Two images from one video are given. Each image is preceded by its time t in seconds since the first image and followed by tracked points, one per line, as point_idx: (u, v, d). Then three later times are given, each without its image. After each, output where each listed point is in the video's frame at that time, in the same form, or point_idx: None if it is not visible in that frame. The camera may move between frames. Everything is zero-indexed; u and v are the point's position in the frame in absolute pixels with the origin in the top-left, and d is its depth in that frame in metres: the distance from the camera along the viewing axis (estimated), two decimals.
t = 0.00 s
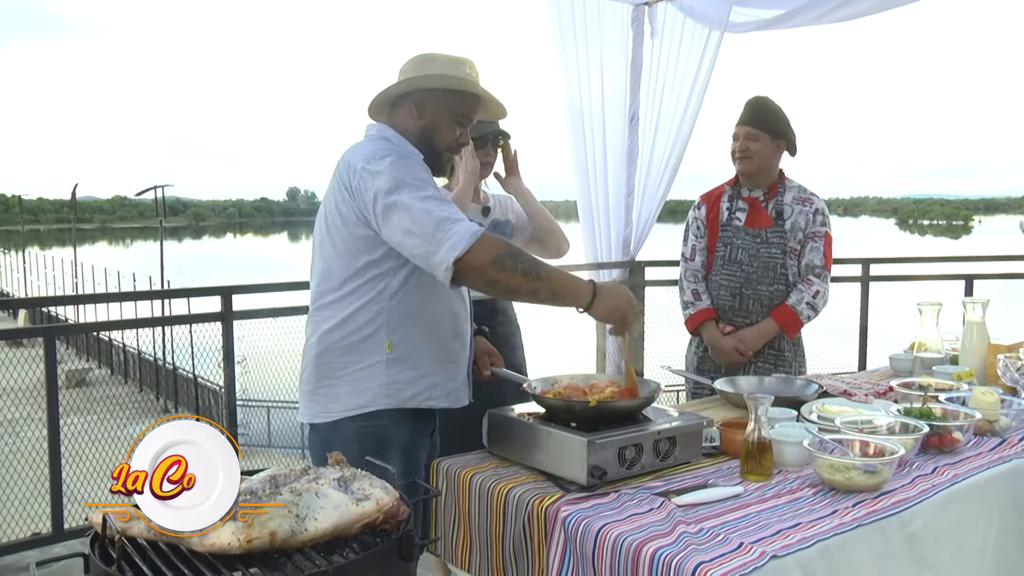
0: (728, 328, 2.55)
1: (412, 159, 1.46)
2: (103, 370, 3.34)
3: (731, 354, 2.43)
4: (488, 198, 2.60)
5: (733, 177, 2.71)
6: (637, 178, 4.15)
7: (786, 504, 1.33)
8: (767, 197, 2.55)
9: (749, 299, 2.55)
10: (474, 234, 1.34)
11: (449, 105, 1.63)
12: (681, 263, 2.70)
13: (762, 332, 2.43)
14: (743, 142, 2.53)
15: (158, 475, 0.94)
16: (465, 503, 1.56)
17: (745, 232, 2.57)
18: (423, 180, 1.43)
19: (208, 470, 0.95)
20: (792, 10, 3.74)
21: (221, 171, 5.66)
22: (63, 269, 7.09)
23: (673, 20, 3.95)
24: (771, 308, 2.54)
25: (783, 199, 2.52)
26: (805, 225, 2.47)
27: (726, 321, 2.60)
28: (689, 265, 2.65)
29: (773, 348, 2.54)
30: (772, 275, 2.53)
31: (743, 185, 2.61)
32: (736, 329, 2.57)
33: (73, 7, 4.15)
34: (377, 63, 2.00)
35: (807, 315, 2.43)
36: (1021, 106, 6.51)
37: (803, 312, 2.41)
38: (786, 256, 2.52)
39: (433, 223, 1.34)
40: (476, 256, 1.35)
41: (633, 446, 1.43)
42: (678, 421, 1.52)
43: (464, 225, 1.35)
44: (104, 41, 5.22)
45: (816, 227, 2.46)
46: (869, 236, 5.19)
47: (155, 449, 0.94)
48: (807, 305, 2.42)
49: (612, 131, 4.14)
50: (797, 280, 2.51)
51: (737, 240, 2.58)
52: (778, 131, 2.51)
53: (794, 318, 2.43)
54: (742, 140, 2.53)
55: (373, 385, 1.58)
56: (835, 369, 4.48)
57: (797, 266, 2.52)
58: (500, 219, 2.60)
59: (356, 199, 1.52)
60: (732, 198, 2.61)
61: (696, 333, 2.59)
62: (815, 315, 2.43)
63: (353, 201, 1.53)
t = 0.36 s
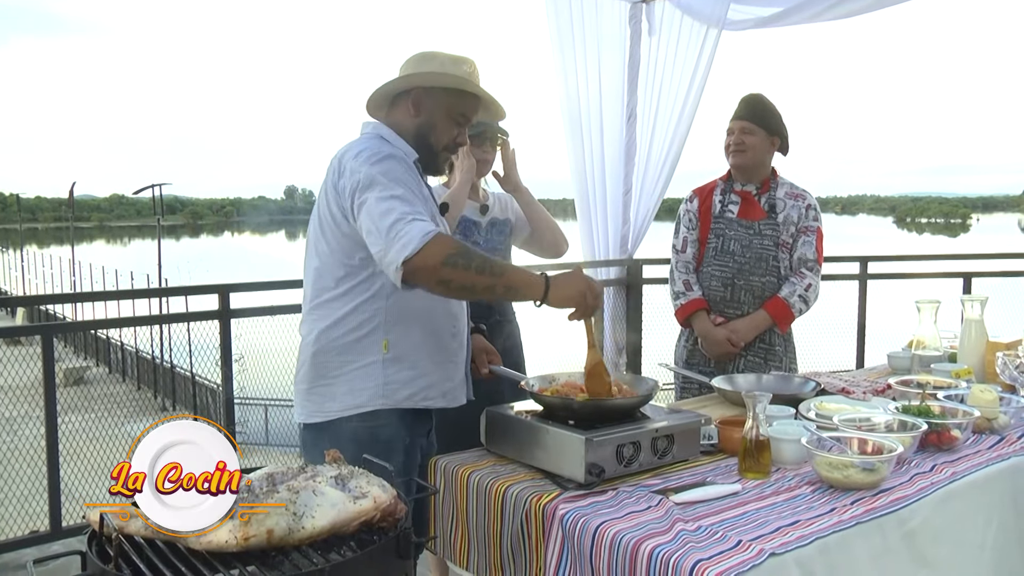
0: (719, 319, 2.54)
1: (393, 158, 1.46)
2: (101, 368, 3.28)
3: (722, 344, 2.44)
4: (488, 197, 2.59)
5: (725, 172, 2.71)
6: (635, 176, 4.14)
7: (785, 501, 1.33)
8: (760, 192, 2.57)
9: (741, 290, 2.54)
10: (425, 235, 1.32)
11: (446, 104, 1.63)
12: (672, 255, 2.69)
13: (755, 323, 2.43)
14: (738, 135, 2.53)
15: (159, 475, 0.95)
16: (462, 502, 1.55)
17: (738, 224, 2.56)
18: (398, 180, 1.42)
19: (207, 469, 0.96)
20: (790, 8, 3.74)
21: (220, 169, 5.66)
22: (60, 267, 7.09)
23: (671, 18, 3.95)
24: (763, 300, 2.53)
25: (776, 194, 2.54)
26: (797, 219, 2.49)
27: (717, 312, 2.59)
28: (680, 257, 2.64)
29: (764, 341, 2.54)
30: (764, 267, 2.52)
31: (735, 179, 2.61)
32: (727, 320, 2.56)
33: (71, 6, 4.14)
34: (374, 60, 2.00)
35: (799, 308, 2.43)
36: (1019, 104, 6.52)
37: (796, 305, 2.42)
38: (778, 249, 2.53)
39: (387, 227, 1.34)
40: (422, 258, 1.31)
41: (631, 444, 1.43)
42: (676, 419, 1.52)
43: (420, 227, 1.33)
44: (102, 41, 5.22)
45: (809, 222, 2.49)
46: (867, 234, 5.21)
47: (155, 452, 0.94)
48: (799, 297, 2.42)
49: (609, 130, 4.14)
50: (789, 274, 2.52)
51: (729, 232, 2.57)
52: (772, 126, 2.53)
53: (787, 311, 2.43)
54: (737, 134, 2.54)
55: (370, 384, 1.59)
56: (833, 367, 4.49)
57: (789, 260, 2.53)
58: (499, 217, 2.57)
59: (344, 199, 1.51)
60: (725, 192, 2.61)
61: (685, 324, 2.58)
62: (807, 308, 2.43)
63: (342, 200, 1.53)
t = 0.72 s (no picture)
0: (715, 321, 2.55)
1: (370, 155, 1.46)
2: (100, 366, 3.26)
3: (716, 345, 2.45)
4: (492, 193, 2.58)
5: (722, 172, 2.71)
6: (635, 173, 4.13)
7: (784, 499, 1.33)
8: (756, 193, 2.56)
9: (735, 291, 2.55)
10: (419, 242, 1.32)
11: (421, 97, 1.64)
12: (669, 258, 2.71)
13: (750, 324, 2.43)
14: (733, 138, 2.52)
15: (159, 475, 0.95)
16: (461, 499, 1.55)
17: (733, 226, 2.57)
18: (376, 178, 1.42)
19: (208, 469, 0.96)
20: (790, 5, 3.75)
21: (219, 167, 5.64)
22: (60, 265, 7.09)
23: (670, 16, 3.98)
24: (758, 302, 2.54)
25: (771, 195, 2.53)
26: (791, 220, 2.48)
27: (713, 314, 2.60)
28: (676, 259, 2.65)
29: (761, 341, 2.53)
30: (758, 268, 2.53)
31: (732, 180, 2.62)
32: (723, 321, 2.57)
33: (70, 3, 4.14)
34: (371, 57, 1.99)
35: (794, 308, 2.42)
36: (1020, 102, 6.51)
37: (790, 306, 2.41)
38: (773, 250, 2.52)
39: (378, 230, 1.33)
40: (423, 260, 1.32)
41: (630, 441, 1.43)
42: (676, 417, 1.52)
43: (412, 232, 1.33)
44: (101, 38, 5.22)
45: (803, 223, 2.47)
46: (867, 232, 5.22)
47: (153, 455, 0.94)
48: (794, 299, 2.42)
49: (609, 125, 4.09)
50: (784, 275, 2.51)
51: (724, 233, 2.58)
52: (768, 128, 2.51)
53: (781, 312, 2.42)
54: (732, 136, 2.53)
55: (347, 384, 1.59)
56: (832, 365, 4.50)
57: (784, 261, 2.52)
58: (503, 216, 2.58)
59: (319, 198, 1.51)
60: (721, 193, 2.62)
61: (680, 325, 2.59)
62: (801, 309, 2.43)
63: (317, 199, 1.52)
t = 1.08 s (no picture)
0: (717, 322, 2.55)
1: (356, 169, 1.44)
2: (100, 365, 3.26)
3: (721, 346, 2.45)
4: (497, 193, 2.60)
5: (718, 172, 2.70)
6: (634, 173, 4.12)
7: (783, 499, 1.33)
8: (753, 192, 2.57)
9: (738, 292, 2.54)
10: (416, 276, 1.35)
11: (391, 98, 1.62)
12: (669, 259, 2.67)
13: (752, 325, 2.45)
14: (732, 138, 2.53)
15: (159, 475, 0.97)
16: (461, 498, 1.55)
17: (733, 227, 2.56)
18: (364, 198, 1.42)
19: (207, 469, 0.98)
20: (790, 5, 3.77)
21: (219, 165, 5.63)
22: (59, 263, 7.08)
23: (670, 15, 3.97)
24: (760, 302, 2.54)
25: (769, 195, 2.55)
26: (791, 220, 2.51)
27: (715, 315, 2.59)
28: (677, 261, 2.62)
29: (763, 340, 2.54)
30: (760, 269, 2.53)
31: (729, 180, 2.61)
32: (726, 322, 2.57)
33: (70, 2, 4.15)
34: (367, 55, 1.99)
35: (795, 307, 2.47)
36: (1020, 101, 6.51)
37: (791, 305, 2.45)
38: (774, 250, 2.54)
39: (374, 261, 1.35)
40: (418, 301, 1.36)
41: (630, 441, 1.43)
42: (675, 417, 1.52)
43: (408, 265, 1.36)
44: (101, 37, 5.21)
45: (802, 222, 2.52)
46: (867, 232, 5.22)
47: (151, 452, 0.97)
48: (794, 298, 2.46)
49: (608, 125, 4.09)
50: (784, 275, 2.54)
51: (725, 235, 2.56)
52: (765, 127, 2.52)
53: (782, 311, 2.46)
54: (731, 137, 2.54)
55: (319, 396, 1.59)
56: (832, 364, 4.50)
57: (783, 261, 2.55)
58: (508, 217, 2.58)
59: (296, 206, 1.49)
60: (719, 194, 2.60)
61: (685, 327, 2.58)
62: (802, 307, 2.48)
63: (293, 206, 1.50)
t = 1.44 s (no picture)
0: (712, 324, 2.55)
1: (360, 173, 1.45)
2: (101, 367, 3.26)
3: (717, 348, 2.45)
4: (502, 195, 2.63)
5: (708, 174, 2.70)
6: (635, 175, 4.12)
7: (784, 501, 1.33)
8: (745, 194, 2.57)
9: (733, 294, 2.54)
10: (437, 272, 1.39)
11: (382, 99, 1.63)
12: (662, 262, 2.68)
13: (748, 326, 2.45)
14: (723, 139, 2.53)
15: (159, 475, 0.97)
16: (462, 500, 1.56)
17: (726, 228, 2.57)
18: (372, 201, 1.43)
19: (207, 470, 0.97)
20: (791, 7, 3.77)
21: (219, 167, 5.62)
22: (60, 265, 7.09)
23: (671, 17, 3.97)
24: (755, 303, 2.54)
25: (760, 196, 2.55)
26: (783, 221, 2.53)
27: (710, 317, 2.58)
28: (670, 264, 2.63)
29: (757, 341, 2.54)
30: (754, 270, 2.53)
31: (720, 183, 2.61)
32: (721, 324, 2.56)
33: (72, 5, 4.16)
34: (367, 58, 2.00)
35: (789, 308, 2.47)
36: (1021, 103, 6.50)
37: (785, 305, 2.46)
38: (767, 251, 2.55)
39: (395, 260, 1.37)
40: (444, 294, 1.41)
41: (631, 442, 1.43)
42: (676, 418, 1.52)
43: (428, 261, 1.39)
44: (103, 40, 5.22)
45: (794, 222, 2.53)
46: (868, 233, 5.22)
47: (153, 450, 0.97)
48: (789, 298, 2.47)
49: (609, 127, 4.10)
50: (777, 275, 2.55)
51: (718, 236, 2.57)
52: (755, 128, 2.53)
53: (777, 311, 2.46)
54: (721, 138, 2.54)
55: (313, 404, 1.58)
56: (832, 366, 4.50)
57: (776, 261, 2.56)
58: (511, 220, 2.60)
59: (297, 214, 1.48)
60: (710, 196, 2.61)
61: (680, 330, 2.58)
62: (796, 308, 2.48)
63: (293, 215, 1.50)
